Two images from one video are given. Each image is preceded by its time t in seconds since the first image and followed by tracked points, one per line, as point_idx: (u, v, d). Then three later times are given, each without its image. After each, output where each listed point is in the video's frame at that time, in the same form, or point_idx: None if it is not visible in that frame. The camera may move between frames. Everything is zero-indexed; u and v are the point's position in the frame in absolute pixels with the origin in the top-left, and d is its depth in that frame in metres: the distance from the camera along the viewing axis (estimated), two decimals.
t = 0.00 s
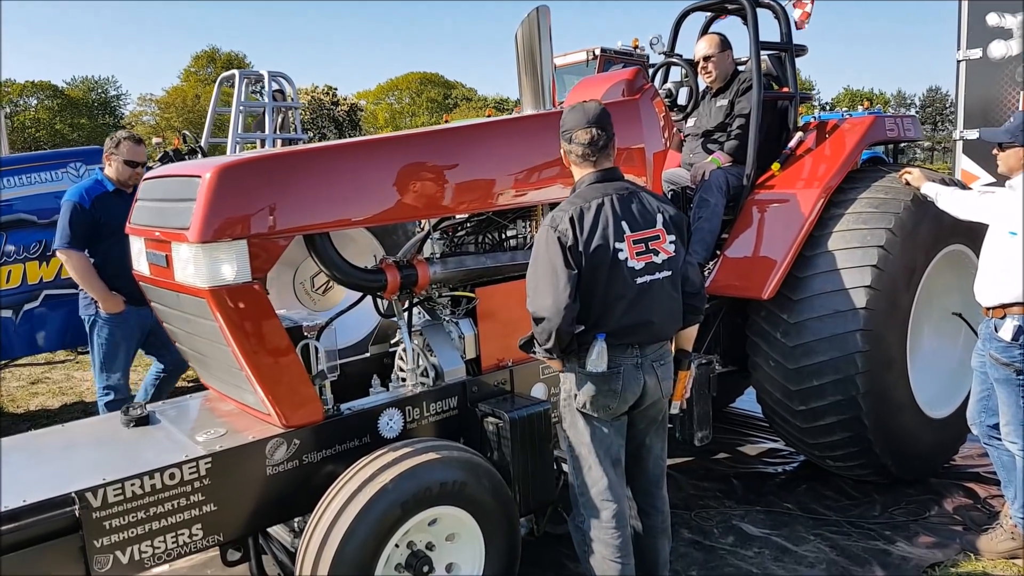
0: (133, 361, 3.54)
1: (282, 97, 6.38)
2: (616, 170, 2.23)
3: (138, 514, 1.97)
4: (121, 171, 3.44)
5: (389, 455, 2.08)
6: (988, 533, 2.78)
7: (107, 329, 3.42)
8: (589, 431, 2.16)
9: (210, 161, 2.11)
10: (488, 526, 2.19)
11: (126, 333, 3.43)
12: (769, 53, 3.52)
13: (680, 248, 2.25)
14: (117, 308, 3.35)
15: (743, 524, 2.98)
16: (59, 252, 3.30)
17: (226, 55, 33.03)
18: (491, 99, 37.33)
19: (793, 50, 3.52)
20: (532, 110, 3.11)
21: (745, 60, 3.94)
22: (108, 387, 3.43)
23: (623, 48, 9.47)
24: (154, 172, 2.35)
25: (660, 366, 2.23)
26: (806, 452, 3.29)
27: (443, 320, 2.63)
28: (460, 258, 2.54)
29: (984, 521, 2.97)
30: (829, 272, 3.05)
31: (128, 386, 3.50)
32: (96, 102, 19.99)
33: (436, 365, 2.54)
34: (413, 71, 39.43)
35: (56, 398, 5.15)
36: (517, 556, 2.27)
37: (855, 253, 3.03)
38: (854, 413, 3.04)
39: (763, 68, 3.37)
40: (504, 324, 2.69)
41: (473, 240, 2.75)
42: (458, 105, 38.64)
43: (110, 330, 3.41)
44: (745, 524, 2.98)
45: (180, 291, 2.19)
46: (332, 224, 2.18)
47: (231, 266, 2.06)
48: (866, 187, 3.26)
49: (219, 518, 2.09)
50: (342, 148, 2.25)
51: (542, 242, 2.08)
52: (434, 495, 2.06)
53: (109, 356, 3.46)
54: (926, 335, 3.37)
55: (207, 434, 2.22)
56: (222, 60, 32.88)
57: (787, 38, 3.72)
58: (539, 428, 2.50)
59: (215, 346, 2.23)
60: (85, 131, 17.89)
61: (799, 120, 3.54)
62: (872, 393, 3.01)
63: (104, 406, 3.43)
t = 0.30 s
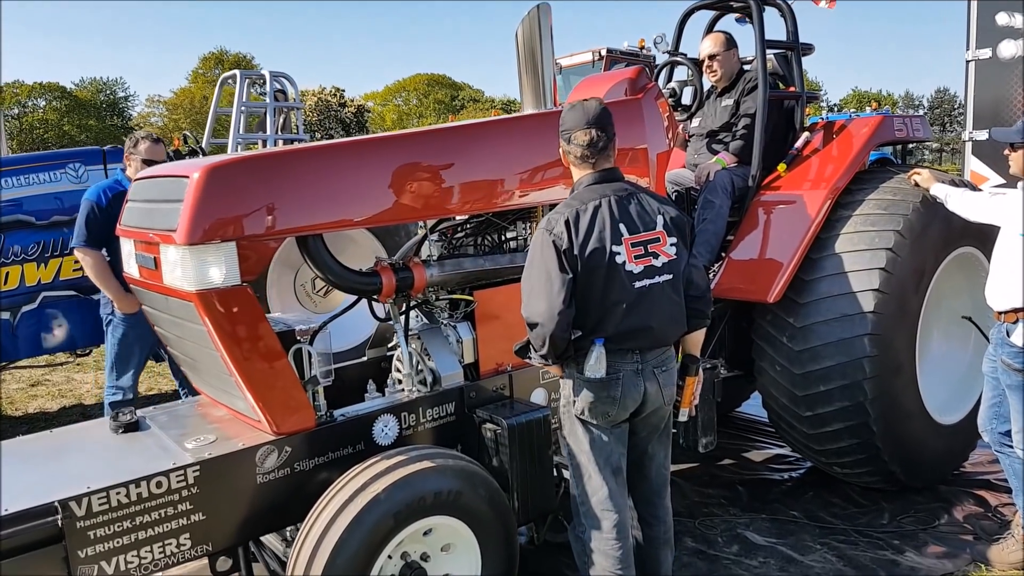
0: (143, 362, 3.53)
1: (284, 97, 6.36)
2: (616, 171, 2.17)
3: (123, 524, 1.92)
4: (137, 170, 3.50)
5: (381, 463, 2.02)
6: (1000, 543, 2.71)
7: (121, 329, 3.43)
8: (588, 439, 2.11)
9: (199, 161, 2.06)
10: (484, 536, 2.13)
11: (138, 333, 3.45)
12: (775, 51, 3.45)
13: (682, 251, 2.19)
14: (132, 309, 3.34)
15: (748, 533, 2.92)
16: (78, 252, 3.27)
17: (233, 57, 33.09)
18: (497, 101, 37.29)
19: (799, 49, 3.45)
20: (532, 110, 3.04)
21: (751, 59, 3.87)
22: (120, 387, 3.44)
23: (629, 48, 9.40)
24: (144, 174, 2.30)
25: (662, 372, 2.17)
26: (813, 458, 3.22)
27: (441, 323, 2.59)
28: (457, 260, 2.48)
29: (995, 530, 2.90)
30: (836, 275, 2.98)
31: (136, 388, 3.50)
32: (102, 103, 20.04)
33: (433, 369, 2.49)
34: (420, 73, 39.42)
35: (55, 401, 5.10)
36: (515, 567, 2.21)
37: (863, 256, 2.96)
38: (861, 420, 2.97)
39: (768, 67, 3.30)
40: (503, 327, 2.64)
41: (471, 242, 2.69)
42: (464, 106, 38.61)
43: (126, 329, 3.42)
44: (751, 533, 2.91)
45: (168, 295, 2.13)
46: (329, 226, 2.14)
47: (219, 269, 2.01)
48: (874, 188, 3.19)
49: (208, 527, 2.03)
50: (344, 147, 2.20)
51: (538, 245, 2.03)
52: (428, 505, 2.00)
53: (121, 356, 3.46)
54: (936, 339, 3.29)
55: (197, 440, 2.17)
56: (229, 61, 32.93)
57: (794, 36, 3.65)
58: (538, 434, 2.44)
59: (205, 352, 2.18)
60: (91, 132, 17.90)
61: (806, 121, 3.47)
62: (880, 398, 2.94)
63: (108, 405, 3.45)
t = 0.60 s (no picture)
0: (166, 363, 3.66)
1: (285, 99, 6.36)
2: (610, 173, 2.13)
3: (108, 532, 1.89)
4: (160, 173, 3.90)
5: (369, 471, 1.99)
6: (1005, 552, 2.65)
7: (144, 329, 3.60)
8: (582, 446, 2.06)
9: (186, 163, 2.03)
10: (475, 545, 2.09)
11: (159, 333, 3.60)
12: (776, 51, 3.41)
13: (677, 254, 2.15)
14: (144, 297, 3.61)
15: (748, 541, 2.87)
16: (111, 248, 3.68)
17: (241, 60, 33.22)
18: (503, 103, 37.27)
19: (801, 49, 3.40)
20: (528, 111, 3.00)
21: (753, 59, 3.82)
22: (139, 388, 3.61)
23: (634, 49, 9.35)
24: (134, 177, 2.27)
25: (657, 378, 2.13)
26: (815, 464, 3.17)
27: (434, 327, 2.56)
28: (450, 264, 2.45)
29: (1001, 539, 2.84)
30: (838, 278, 2.93)
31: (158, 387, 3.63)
32: (110, 107, 20.15)
33: (425, 374, 2.46)
34: (427, 75, 39.45)
35: (56, 404, 5.09)
36: None
37: (866, 258, 2.90)
38: (864, 426, 2.92)
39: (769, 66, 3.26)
40: (497, 332, 2.60)
41: (466, 245, 2.66)
42: (471, 108, 38.61)
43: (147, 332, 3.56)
44: (751, 541, 2.86)
45: (154, 299, 2.10)
46: (321, 229, 2.11)
47: (204, 274, 1.97)
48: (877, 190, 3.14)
49: (194, 535, 2.00)
50: (342, 149, 2.18)
51: (531, 249, 1.98)
52: (416, 514, 1.96)
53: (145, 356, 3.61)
54: (941, 343, 3.24)
55: (185, 446, 2.14)
56: (237, 64, 33.06)
57: (796, 36, 3.61)
58: (533, 441, 2.40)
59: (192, 358, 2.15)
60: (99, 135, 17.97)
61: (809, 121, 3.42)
62: (883, 404, 2.88)
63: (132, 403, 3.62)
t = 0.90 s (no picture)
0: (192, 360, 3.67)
1: (291, 99, 6.37)
2: (609, 173, 2.08)
3: (92, 537, 1.85)
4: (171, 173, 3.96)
5: (358, 479, 1.94)
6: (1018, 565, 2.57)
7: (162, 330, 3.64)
8: (577, 454, 2.01)
9: (175, 163, 2.01)
10: (467, 556, 2.04)
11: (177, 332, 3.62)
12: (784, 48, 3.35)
13: (677, 256, 2.09)
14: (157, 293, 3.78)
15: (752, 550, 2.80)
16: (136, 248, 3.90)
17: (257, 61, 33.40)
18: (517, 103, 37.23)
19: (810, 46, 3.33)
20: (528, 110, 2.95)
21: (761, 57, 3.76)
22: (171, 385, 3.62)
23: (646, 48, 9.27)
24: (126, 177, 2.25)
25: (655, 385, 2.07)
26: (822, 472, 3.09)
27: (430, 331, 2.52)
28: (445, 266, 2.41)
29: (1014, 551, 2.75)
30: (847, 281, 2.86)
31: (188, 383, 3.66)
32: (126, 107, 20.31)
33: (420, 378, 2.42)
34: (441, 75, 39.48)
35: (63, 403, 5.10)
36: None
37: (876, 261, 2.83)
38: (873, 434, 2.84)
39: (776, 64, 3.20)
40: (493, 335, 2.55)
41: (464, 246, 2.62)
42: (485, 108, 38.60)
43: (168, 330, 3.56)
44: (755, 551, 2.80)
45: (141, 302, 2.07)
46: (314, 231, 2.09)
47: (190, 276, 1.94)
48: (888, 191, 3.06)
49: (181, 541, 1.96)
50: (347, 146, 2.16)
51: (530, 249, 1.92)
52: (406, 522, 1.91)
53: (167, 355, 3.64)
54: (954, 348, 3.15)
55: (174, 450, 2.10)
56: (254, 65, 33.21)
57: (804, 33, 3.53)
58: (529, 448, 2.35)
59: (179, 361, 2.12)
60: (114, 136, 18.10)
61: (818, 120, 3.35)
62: (892, 411, 2.81)
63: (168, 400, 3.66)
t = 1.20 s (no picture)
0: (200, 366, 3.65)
1: (297, 100, 6.36)
2: (605, 175, 2.02)
3: (76, 546, 1.82)
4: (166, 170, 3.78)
5: (348, 488, 1.90)
6: None
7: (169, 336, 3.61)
8: (574, 465, 1.96)
9: (163, 165, 1.97)
10: (460, 567, 1.99)
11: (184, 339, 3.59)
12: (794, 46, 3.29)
13: (675, 259, 2.04)
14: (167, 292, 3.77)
15: (758, 561, 2.74)
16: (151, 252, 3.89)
17: (272, 63, 33.53)
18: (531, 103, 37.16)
19: (819, 44, 3.27)
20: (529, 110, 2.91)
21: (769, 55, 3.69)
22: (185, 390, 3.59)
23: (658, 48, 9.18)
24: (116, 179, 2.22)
25: (654, 392, 2.02)
26: (831, 480, 3.02)
27: (427, 335, 2.48)
28: (442, 269, 2.37)
29: None
30: (856, 285, 2.78)
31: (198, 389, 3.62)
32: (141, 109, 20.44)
33: (416, 382, 2.39)
34: (454, 76, 39.48)
35: (69, 404, 5.10)
36: None
37: (886, 264, 2.75)
38: (883, 442, 2.76)
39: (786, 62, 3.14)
40: (491, 340, 2.50)
41: (464, 248, 2.59)
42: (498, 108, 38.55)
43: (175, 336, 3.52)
44: (762, 561, 2.73)
45: (129, 306, 2.03)
46: (307, 234, 2.06)
47: (177, 279, 1.90)
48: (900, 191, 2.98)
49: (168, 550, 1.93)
50: (354, 145, 2.14)
51: (528, 253, 1.86)
52: (397, 533, 1.87)
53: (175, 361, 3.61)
54: (967, 353, 3.07)
55: (164, 456, 2.07)
56: (269, 66, 33.35)
57: (814, 30, 3.46)
58: (526, 456, 2.30)
59: (168, 367, 2.08)
60: (129, 137, 18.20)
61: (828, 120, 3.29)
62: (903, 418, 2.73)
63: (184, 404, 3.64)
